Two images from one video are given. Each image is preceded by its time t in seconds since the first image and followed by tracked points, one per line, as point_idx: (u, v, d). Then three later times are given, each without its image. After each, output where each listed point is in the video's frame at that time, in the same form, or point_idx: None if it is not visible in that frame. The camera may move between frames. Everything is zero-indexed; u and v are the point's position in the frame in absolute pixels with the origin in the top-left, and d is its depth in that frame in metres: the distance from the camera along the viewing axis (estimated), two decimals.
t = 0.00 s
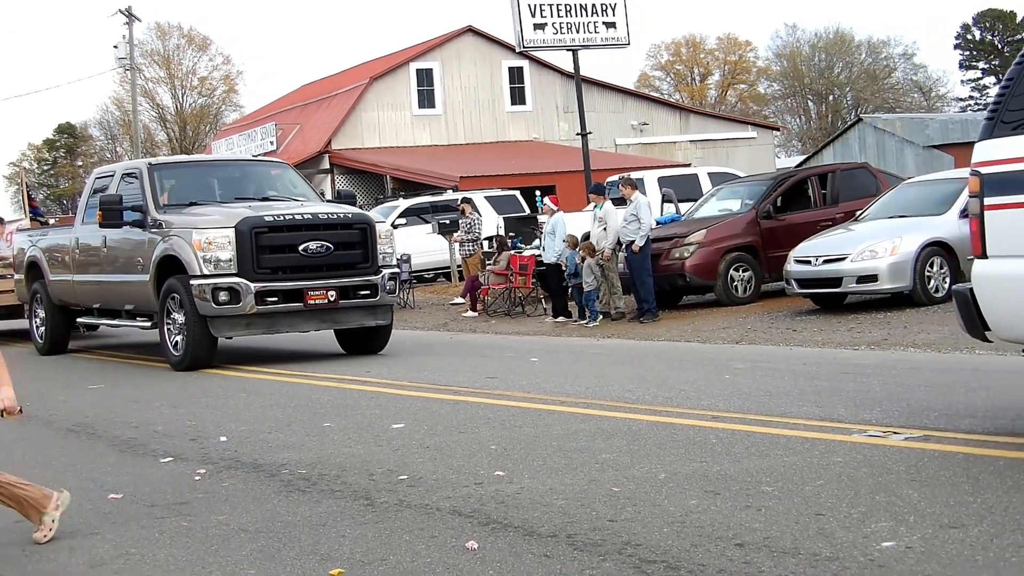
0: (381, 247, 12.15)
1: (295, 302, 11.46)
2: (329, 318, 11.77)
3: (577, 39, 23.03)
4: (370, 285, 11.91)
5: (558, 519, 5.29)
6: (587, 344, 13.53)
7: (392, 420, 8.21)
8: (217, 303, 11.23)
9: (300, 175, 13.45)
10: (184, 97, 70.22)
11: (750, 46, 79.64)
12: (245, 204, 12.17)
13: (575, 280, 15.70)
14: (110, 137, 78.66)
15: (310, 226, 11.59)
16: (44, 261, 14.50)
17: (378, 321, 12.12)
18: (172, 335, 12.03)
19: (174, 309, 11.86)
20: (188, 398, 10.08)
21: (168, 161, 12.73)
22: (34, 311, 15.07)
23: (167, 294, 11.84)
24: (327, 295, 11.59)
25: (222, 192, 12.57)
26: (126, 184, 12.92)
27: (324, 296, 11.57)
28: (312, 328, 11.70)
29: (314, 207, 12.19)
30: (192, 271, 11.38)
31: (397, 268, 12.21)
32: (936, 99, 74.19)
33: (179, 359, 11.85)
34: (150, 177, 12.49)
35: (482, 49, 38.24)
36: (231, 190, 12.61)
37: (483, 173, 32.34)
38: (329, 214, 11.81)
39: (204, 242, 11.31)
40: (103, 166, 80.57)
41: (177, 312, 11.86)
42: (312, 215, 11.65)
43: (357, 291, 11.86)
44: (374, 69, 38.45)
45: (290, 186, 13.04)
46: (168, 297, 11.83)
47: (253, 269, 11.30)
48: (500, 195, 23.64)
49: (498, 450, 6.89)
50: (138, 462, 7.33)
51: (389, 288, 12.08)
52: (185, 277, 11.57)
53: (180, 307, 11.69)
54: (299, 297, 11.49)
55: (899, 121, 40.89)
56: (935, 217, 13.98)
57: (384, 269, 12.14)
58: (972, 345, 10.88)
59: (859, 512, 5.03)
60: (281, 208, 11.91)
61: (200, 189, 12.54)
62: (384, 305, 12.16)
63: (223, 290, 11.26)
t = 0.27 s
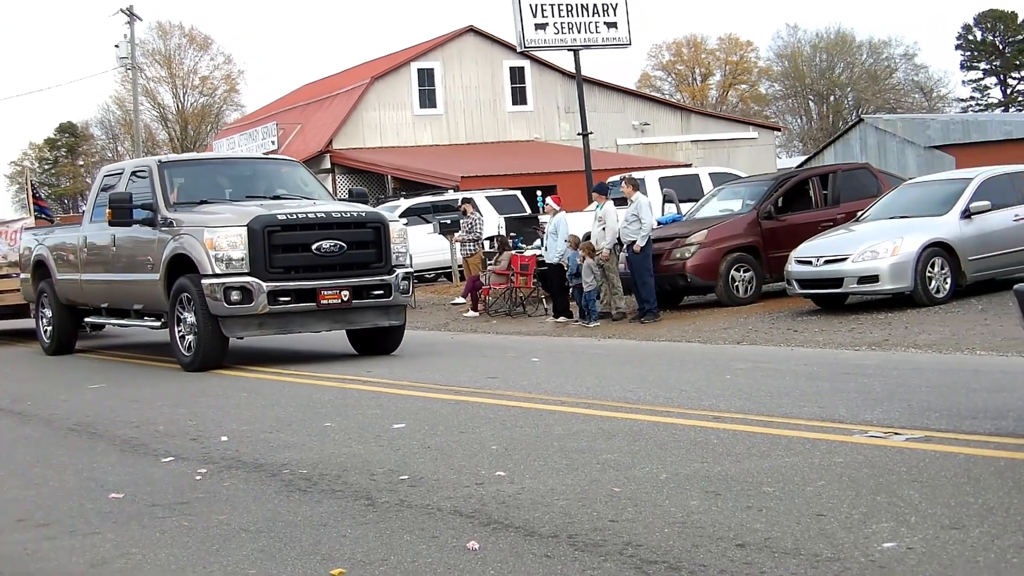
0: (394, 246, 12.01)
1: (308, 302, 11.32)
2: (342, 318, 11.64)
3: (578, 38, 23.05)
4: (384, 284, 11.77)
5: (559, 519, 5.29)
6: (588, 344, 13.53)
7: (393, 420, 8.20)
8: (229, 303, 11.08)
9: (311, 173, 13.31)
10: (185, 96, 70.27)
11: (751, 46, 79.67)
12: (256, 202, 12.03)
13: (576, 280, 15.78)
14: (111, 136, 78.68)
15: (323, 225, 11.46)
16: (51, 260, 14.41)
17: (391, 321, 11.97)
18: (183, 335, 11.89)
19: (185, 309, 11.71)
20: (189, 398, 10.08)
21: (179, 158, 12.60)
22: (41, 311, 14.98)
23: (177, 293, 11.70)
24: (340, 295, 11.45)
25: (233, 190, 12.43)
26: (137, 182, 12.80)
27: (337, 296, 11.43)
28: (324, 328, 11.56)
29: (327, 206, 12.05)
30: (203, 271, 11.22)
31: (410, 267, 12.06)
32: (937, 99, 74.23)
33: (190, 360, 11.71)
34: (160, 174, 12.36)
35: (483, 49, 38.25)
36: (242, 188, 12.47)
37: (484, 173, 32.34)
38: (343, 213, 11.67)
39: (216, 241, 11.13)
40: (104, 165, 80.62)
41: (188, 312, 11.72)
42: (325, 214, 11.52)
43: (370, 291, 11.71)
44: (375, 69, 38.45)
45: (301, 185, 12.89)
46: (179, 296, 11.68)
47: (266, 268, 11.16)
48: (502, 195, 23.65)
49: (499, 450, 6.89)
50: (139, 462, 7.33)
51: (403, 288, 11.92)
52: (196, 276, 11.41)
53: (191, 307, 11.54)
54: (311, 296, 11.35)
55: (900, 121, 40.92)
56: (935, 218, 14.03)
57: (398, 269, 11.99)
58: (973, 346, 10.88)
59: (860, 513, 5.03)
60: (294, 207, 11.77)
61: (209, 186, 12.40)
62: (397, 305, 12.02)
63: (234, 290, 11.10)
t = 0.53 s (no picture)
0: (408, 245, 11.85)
1: (321, 302, 11.17)
2: (355, 318, 11.49)
3: (580, 38, 23.08)
4: (398, 284, 11.61)
5: (559, 519, 5.29)
6: (589, 344, 13.51)
7: (394, 420, 8.20)
8: (241, 302, 10.94)
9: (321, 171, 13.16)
10: (186, 96, 70.27)
11: (752, 46, 79.66)
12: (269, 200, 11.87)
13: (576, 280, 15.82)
14: (113, 135, 78.70)
15: (337, 223, 11.29)
16: (58, 259, 14.31)
17: (405, 321, 11.83)
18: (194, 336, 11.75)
19: (196, 309, 11.57)
20: (191, 397, 10.07)
21: (189, 155, 12.44)
22: (47, 310, 14.88)
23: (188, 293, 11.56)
24: (353, 294, 11.30)
25: (244, 188, 12.27)
26: (146, 179, 12.65)
27: (350, 296, 11.28)
28: (338, 328, 11.43)
29: (340, 204, 11.87)
30: (215, 270, 11.08)
31: (424, 267, 11.91)
32: (938, 100, 74.24)
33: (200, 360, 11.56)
34: (171, 172, 12.20)
35: (484, 48, 38.24)
36: (253, 187, 12.32)
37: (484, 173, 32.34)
38: (356, 211, 11.49)
39: (227, 240, 10.99)
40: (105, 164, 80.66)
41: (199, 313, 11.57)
42: (338, 212, 11.34)
43: (384, 290, 11.56)
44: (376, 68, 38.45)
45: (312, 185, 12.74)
46: (190, 296, 11.54)
47: (279, 267, 11.01)
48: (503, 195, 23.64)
49: (500, 450, 6.89)
50: (139, 462, 7.32)
51: (417, 288, 11.76)
52: (208, 276, 11.28)
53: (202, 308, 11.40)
54: (325, 296, 11.20)
55: (901, 122, 40.90)
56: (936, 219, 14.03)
57: (412, 268, 11.83)
58: (974, 346, 10.88)
59: (861, 513, 5.03)
60: (308, 205, 11.60)
61: (221, 184, 12.26)
62: (411, 306, 11.86)
63: (247, 289, 10.96)
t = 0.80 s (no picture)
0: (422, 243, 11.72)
1: (335, 302, 11.05)
2: (370, 318, 11.36)
3: (580, 38, 23.10)
4: (412, 283, 11.48)
5: (560, 519, 5.29)
6: (590, 344, 13.50)
7: (395, 419, 8.19)
8: (253, 302, 10.80)
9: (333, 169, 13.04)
10: (187, 96, 70.31)
11: (752, 46, 79.65)
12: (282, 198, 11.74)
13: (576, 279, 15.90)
14: (113, 135, 78.72)
15: (351, 222, 11.14)
16: (66, 259, 14.21)
17: (420, 321, 11.70)
18: (205, 336, 11.63)
19: (207, 309, 11.44)
20: (193, 397, 10.06)
21: (200, 153, 12.31)
22: (55, 310, 14.78)
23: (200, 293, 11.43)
24: (367, 294, 11.17)
25: (255, 186, 12.14)
26: (156, 178, 12.52)
27: (364, 295, 11.16)
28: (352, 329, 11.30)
29: (354, 202, 11.72)
30: (226, 269, 10.93)
31: (439, 266, 11.77)
32: (938, 99, 74.24)
33: (212, 361, 11.45)
34: (181, 170, 12.07)
35: (484, 48, 38.25)
36: (264, 184, 12.19)
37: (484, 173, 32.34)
38: (370, 209, 11.36)
39: (240, 238, 10.83)
40: (106, 164, 80.73)
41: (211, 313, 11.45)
42: (352, 211, 11.20)
43: (399, 290, 11.44)
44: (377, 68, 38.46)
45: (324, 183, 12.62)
46: (202, 296, 11.41)
47: (292, 267, 10.87)
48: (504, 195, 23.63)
49: (501, 450, 6.89)
50: (140, 461, 7.33)
51: (432, 287, 11.63)
52: (220, 276, 11.13)
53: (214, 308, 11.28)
54: (338, 296, 11.08)
55: (902, 121, 40.88)
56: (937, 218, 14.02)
57: (426, 267, 11.69)
58: (975, 346, 10.88)
59: (861, 513, 5.03)
60: (321, 203, 11.45)
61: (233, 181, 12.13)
62: (426, 305, 11.73)
63: (259, 289, 10.82)
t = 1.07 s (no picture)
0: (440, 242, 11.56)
1: (352, 302, 10.89)
2: (387, 319, 11.20)
3: (582, 38, 23.12)
4: (430, 283, 11.32)
5: (563, 518, 5.29)
6: (592, 343, 13.50)
7: (397, 419, 8.20)
8: (269, 303, 10.61)
9: (346, 168, 12.92)
10: (189, 96, 70.35)
11: (754, 45, 79.63)
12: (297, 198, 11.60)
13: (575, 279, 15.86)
14: (115, 135, 78.79)
15: (367, 221, 10.99)
16: (76, 260, 14.09)
17: (437, 321, 11.55)
18: (219, 336, 11.48)
19: (222, 310, 11.28)
20: (196, 397, 10.06)
21: (213, 152, 12.17)
22: (64, 311, 14.68)
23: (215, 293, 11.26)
24: (385, 294, 11.01)
25: (269, 185, 12.00)
26: (168, 176, 12.39)
27: (382, 295, 11.00)
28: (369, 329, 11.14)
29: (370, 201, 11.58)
30: (241, 269, 10.74)
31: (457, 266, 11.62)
32: (941, 98, 74.17)
33: (226, 362, 11.30)
34: (194, 168, 11.93)
35: (486, 48, 38.25)
36: (278, 183, 12.05)
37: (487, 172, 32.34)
38: (388, 208, 11.20)
39: (255, 238, 10.65)
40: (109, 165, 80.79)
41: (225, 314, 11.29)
42: (369, 209, 11.05)
43: (416, 290, 11.28)
44: (378, 68, 38.47)
45: (338, 182, 12.48)
46: (217, 296, 11.26)
47: (308, 267, 10.72)
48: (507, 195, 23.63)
49: (504, 450, 6.90)
50: (143, 462, 7.33)
51: (450, 287, 11.47)
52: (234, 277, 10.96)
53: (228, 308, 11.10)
54: (355, 296, 10.92)
55: (904, 120, 40.84)
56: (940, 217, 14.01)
57: (444, 267, 11.54)
58: (978, 345, 10.86)
59: (865, 512, 5.02)
60: (337, 202, 11.31)
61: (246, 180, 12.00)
62: (443, 306, 11.58)
63: (275, 289, 10.64)
